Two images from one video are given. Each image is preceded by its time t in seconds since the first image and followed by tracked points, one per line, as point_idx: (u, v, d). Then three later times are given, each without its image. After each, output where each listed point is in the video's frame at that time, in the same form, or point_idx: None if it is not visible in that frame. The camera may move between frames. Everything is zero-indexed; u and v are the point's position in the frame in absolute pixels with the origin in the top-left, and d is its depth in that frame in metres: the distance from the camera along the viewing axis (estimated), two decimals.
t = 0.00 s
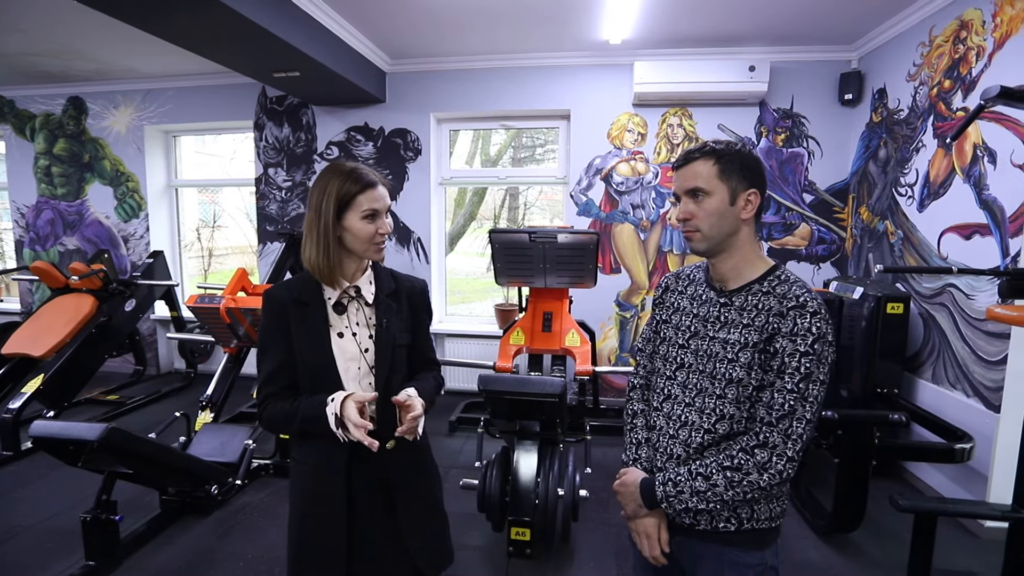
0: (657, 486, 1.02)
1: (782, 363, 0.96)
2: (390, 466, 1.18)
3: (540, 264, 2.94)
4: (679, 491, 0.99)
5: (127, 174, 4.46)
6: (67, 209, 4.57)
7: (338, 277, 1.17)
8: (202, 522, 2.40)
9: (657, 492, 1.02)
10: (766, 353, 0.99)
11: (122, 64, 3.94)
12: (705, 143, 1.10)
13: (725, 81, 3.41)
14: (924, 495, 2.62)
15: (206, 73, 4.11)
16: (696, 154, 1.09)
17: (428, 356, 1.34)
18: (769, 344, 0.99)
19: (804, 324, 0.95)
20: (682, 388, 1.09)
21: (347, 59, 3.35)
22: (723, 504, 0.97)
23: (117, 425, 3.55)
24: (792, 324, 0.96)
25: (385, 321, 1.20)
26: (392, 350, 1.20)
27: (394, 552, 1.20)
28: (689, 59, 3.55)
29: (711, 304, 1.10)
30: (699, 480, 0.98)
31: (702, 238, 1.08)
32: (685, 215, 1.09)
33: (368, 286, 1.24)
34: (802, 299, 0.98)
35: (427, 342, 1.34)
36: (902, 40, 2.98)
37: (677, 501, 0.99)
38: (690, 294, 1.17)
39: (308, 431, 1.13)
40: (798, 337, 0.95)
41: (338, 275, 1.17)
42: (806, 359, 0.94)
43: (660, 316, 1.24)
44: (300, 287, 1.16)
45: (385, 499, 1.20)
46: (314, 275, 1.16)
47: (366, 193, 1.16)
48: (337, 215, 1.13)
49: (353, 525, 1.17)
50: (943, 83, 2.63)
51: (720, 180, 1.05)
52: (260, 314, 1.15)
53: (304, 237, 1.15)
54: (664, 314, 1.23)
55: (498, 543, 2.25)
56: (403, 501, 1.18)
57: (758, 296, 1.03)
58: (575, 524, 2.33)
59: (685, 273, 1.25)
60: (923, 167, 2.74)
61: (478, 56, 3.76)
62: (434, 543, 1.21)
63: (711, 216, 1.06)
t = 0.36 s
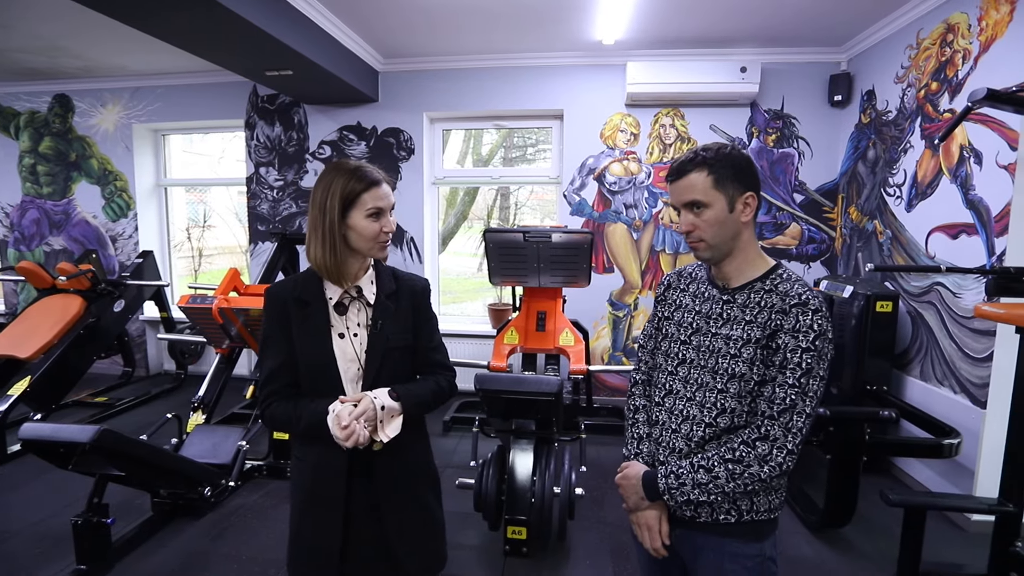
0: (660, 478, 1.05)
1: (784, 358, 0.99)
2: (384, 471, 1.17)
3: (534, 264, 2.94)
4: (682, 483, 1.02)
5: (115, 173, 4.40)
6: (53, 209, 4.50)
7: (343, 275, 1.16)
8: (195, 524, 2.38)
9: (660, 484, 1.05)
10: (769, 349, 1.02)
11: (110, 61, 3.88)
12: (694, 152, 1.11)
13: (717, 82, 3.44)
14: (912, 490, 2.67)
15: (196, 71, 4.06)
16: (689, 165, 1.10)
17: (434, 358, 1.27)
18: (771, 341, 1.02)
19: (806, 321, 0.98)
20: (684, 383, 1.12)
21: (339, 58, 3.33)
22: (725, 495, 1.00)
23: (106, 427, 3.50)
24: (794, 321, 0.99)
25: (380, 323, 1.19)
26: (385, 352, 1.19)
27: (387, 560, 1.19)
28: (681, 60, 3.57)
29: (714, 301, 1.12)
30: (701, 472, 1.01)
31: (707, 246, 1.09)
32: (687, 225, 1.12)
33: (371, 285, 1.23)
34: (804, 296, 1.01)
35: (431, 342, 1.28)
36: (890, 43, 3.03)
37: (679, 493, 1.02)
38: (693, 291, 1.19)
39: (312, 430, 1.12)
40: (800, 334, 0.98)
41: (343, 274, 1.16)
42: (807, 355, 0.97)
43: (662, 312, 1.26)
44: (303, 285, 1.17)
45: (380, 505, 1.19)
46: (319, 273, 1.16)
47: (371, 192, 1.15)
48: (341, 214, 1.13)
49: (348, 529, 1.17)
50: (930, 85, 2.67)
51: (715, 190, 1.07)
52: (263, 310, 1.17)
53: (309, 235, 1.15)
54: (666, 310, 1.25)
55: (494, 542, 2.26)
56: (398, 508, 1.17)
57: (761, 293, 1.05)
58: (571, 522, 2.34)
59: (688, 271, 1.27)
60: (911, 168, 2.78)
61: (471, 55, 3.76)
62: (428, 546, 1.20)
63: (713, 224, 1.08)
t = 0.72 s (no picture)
0: (666, 476, 1.05)
1: (781, 352, 1.00)
2: (372, 469, 1.17)
3: (529, 262, 2.94)
4: (688, 479, 1.03)
5: (104, 171, 4.34)
6: (40, 208, 4.43)
7: (331, 270, 1.16)
8: (188, 525, 2.35)
9: (666, 482, 1.05)
10: (766, 343, 1.03)
11: (99, 58, 3.83)
12: (697, 143, 1.13)
13: (709, 82, 3.46)
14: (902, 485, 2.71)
15: (187, 68, 4.02)
16: (689, 155, 1.12)
17: (415, 356, 1.31)
18: (768, 334, 1.03)
19: (801, 313, 0.99)
20: (685, 380, 1.13)
21: (333, 56, 3.31)
22: (730, 490, 1.01)
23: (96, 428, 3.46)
24: (790, 314, 1.00)
25: (371, 320, 1.19)
26: (375, 349, 1.19)
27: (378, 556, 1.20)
28: (675, 60, 3.59)
29: (709, 297, 1.13)
30: (706, 467, 1.02)
31: (699, 237, 1.11)
32: (681, 215, 1.12)
33: (358, 281, 1.23)
34: (798, 290, 1.02)
35: (413, 341, 1.31)
36: (880, 44, 3.07)
37: (685, 490, 1.03)
38: (688, 288, 1.20)
39: (300, 430, 1.10)
40: (796, 327, 0.99)
41: (331, 269, 1.16)
42: (804, 348, 0.98)
43: (659, 311, 1.27)
44: (290, 282, 1.14)
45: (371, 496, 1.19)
46: (306, 267, 1.16)
47: (358, 184, 1.15)
48: (328, 207, 1.12)
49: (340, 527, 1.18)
50: (919, 86, 2.71)
51: (714, 180, 1.08)
52: (245, 306, 1.14)
53: (295, 228, 1.14)
54: (662, 308, 1.26)
55: (492, 541, 2.26)
56: (387, 505, 1.17)
57: (755, 288, 1.06)
58: (568, 520, 2.35)
59: (682, 268, 1.28)
60: (901, 167, 2.82)
61: (465, 54, 3.75)
62: (416, 542, 1.20)
63: (707, 216, 1.09)
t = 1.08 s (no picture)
0: (676, 476, 1.05)
1: (792, 348, 0.99)
2: (341, 473, 1.14)
3: (527, 260, 2.93)
4: (699, 479, 1.03)
5: (95, 168, 4.28)
6: (29, 205, 4.36)
7: (299, 266, 1.13)
8: (185, 526, 2.33)
9: (677, 482, 1.05)
10: (777, 338, 1.03)
11: (88, 53, 3.77)
12: (706, 137, 1.12)
13: (706, 80, 3.47)
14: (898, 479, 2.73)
15: (179, 64, 3.97)
16: (697, 148, 1.11)
17: (391, 355, 1.29)
18: (779, 330, 1.02)
19: (813, 309, 0.99)
20: (694, 378, 1.13)
21: (328, 52, 3.28)
22: (742, 488, 1.01)
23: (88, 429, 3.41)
24: (802, 309, 1.00)
25: (343, 318, 1.17)
26: (346, 348, 1.17)
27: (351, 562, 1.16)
28: (671, 57, 3.59)
29: (717, 294, 1.13)
30: (717, 466, 1.02)
31: (707, 230, 1.10)
32: (690, 208, 1.12)
33: (329, 277, 1.21)
34: (809, 284, 1.01)
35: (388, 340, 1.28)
36: (876, 42, 3.08)
37: (696, 489, 1.03)
38: (694, 285, 1.19)
39: (266, 435, 1.08)
40: (807, 322, 0.99)
41: (300, 264, 1.13)
42: (816, 343, 0.98)
43: (664, 308, 1.27)
44: (258, 278, 1.11)
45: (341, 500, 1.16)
46: (273, 262, 1.13)
47: (330, 176, 1.12)
48: (299, 199, 1.10)
49: (310, 534, 1.14)
50: (915, 84, 2.72)
51: (722, 173, 1.08)
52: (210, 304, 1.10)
53: (263, 221, 1.11)
54: (668, 305, 1.25)
55: (492, 539, 2.25)
56: (358, 510, 1.14)
57: (764, 284, 1.06)
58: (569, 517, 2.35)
59: (687, 264, 1.27)
60: (897, 165, 2.84)
61: (461, 50, 3.73)
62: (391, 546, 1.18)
63: (715, 209, 1.08)
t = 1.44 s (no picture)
0: (677, 474, 1.05)
1: (798, 348, 1.00)
2: (310, 478, 1.10)
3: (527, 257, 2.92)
4: (700, 477, 1.03)
5: (90, 165, 4.24)
6: (23, 203, 4.31)
7: (267, 264, 1.09)
8: (185, 526, 2.31)
9: (677, 480, 1.05)
10: (783, 338, 1.03)
11: (83, 49, 3.73)
12: (720, 132, 1.12)
13: (706, 78, 3.47)
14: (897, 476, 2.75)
15: (175, 60, 3.93)
16: (709, 143, 1.11)
17: (366, 353, 1.23)
18: (785, 330, 1.03)
19: (820, 309, 0.99)
20: (697, 376, 1.13)
21: (327, 48, 3.26)
22: (743, 487, 1.01)
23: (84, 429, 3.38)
24: (808, 310, 1.00)
25: (315, 317, 1.12)
26: (318, 349, 1.12)
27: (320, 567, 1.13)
28: (671, 54, 3.59)
29: (724, 293, 1.13)
30: (719, 465, 1.02)
31: (717, 227, 1.10)
32: (699, 204, 1.12)
33: (300, 275, 1.17)
34: (817, 285, 1.02)
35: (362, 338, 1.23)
36: (875, 40, 3.08)
37: (697, 487, 1.03)
38: (700, 283, 1.19)
39: (234, 440, 1.05)
40: (814, 323, 0.99)
41: (268, 263, 1.09)
42: (822, 344, 0.98)
43: (669, 306, 1.26)
44: (224, 277, 1.07)
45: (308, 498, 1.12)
46: (238, 261, 1.08)
47: (298, 170, 1.08)
48: (265, 195, 1.05)
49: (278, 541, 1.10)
50: (915, 82, 2.73)
51: (735, 170, 1.08)
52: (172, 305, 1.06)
53: (227, 219, 1.07)
54: (673, 303, 1.25)
55: (494, 537, 2.25)
56: (327, 515, 1.11)
57: (772, 283, 1.06)
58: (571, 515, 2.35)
59: (693, 262, 1.27)
60: (896, 163, 2.85)
61: (461, 47, 3.71)
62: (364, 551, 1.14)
63: (726, 205, 1.09)
